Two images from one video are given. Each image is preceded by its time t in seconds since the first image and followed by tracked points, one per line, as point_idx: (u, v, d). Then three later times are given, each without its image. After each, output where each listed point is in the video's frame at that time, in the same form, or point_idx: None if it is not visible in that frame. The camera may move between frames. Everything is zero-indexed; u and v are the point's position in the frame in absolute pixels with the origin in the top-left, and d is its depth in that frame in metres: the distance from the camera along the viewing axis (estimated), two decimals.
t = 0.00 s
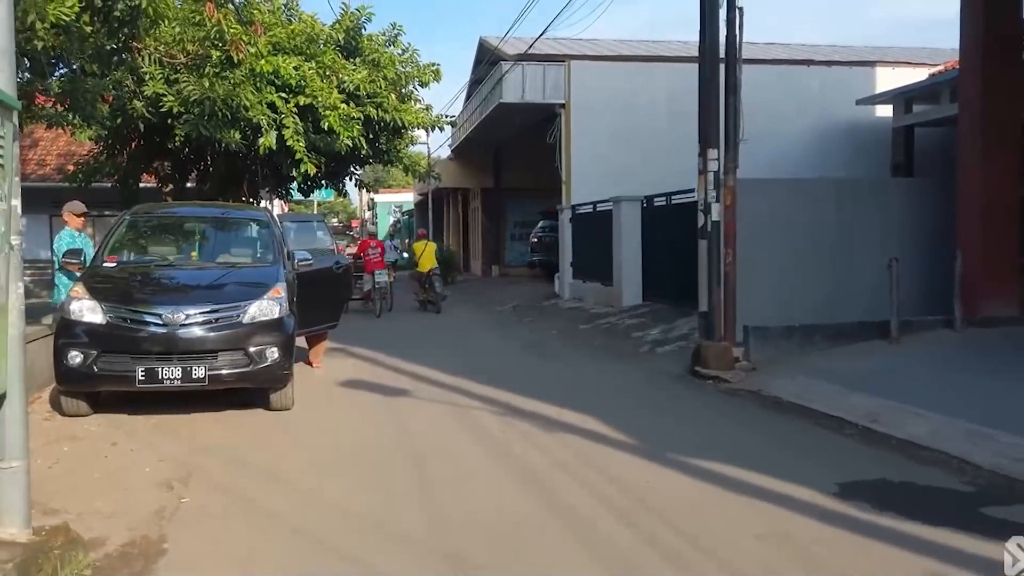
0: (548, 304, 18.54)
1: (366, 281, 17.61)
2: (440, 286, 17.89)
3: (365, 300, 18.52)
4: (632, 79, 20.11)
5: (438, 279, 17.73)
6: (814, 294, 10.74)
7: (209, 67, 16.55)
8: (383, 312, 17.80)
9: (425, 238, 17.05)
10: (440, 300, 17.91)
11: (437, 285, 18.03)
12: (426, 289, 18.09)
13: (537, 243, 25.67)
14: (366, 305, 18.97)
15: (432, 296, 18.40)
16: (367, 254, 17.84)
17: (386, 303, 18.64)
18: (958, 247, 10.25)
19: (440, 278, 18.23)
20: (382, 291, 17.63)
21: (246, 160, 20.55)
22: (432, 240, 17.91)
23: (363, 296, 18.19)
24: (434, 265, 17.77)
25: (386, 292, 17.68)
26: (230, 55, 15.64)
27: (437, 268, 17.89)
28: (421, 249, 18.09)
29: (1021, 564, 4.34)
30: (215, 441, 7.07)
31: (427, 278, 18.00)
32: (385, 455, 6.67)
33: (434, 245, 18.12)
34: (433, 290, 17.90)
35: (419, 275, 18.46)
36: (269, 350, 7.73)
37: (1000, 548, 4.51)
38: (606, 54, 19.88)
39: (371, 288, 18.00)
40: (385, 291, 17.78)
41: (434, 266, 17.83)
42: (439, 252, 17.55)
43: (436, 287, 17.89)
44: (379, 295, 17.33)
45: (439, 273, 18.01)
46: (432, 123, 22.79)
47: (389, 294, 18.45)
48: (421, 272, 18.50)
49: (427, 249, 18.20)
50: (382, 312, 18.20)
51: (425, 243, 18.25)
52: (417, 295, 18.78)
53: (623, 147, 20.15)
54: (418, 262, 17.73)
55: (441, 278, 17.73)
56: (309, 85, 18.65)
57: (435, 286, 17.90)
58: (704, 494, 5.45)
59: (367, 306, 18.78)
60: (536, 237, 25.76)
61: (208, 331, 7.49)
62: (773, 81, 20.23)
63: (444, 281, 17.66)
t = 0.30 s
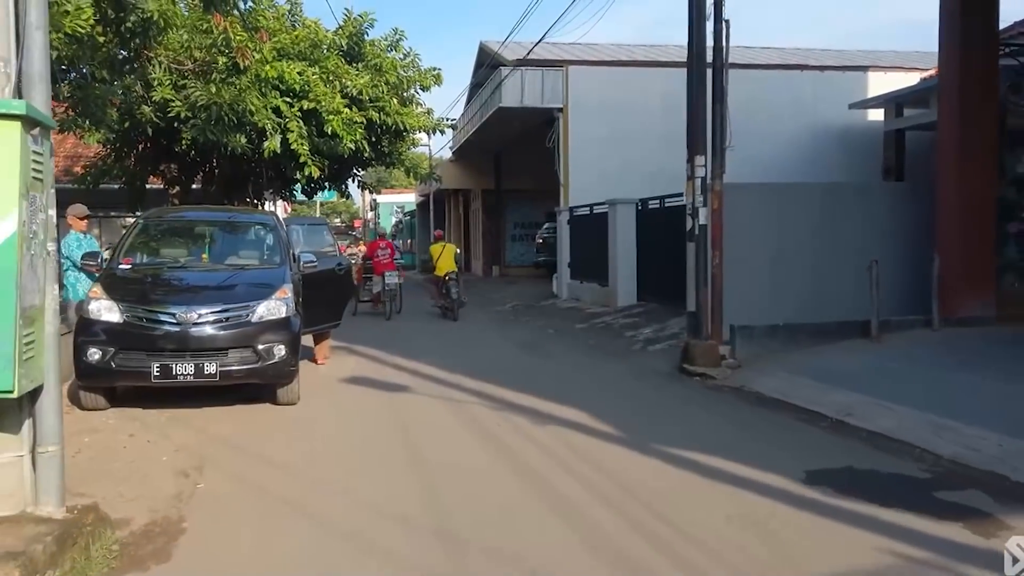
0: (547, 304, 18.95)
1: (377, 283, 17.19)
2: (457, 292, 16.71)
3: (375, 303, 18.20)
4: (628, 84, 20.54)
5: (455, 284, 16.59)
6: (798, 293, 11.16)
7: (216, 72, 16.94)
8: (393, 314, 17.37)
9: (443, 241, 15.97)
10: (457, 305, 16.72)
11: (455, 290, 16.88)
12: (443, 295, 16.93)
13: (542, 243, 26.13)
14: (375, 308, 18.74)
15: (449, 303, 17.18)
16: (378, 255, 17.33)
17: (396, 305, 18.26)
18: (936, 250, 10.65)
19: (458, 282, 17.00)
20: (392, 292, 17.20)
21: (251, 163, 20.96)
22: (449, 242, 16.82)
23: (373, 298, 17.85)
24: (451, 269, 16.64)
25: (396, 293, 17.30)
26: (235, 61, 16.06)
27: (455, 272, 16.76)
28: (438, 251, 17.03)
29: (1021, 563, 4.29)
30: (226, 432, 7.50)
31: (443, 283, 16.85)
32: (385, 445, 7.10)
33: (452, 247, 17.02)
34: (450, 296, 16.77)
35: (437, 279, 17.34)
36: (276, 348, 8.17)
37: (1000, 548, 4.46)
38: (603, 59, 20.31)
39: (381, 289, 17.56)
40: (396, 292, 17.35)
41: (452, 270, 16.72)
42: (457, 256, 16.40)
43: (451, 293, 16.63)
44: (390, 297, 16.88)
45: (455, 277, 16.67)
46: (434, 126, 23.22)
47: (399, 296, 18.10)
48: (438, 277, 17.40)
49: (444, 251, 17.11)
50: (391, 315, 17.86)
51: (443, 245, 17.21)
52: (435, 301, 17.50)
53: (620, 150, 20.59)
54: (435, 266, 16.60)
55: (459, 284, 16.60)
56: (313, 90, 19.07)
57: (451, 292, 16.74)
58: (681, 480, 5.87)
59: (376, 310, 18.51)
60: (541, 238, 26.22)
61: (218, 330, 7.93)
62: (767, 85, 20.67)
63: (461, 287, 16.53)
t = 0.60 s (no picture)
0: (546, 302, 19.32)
1: (384, 282, 16.99)
2: (468, 294, 15.86)
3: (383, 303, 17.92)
4: (626, 86, 20.87)
5: (466, 285, 15.77)
6: (787, 289, 11.50)
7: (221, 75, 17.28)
8: (401, 314, 17.21)
9: (457, 239, 15.27)
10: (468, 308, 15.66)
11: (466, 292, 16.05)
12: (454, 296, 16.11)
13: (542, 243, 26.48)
14: (384, 309, 18.48)
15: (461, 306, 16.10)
16: (387, 255, 17.03)
17: (404, 304, 17.98)
18: (920, 244, 11.00)
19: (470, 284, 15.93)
20: (400, 292, 17.06)
21: (255, 164, 21.32)
22: (462, 240, 16.06)
23: (382, 299, 17.50)
24: (463, 269, 15.86)
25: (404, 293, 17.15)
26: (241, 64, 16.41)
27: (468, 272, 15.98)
28: (451, 250, 16.28)
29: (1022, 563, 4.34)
30: (235, 421, 7.87)
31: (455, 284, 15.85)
32: (386, 433, 7.46)
33: (465, 246, 16.26)
34: (460, 298, 15.95)
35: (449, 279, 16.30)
36: (281, 341, 8.53)
37: (1001, 548, 4.51)
38: (601, 62, 20.66)
39: (390, 289, 17.42)
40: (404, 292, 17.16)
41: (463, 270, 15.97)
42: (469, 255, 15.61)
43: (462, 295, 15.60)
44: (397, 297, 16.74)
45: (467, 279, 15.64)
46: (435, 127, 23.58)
47: (407, 296, 18.06)
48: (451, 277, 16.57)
49: (457, 250, 16.37)
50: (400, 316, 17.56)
51: (456, 244, 16.45)
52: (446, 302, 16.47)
53: (618, 150, 20.94)
54: (446, 265, 15.84)
55: (470, 285, 15.81)
56: (316, 92, 19.44)
57: (461, 293, 15.90)
58: (664, 464, 6.22)
59: (384, 311, 18.28)
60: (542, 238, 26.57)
61: (227, 325, 8.29)
62: (762, 86, 21.02)
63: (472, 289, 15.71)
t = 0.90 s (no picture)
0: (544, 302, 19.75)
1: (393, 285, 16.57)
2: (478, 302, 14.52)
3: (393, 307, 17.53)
4: (623, 91, 21.29)
5: (477, 291, 14.43)
6: (774, 290, 11.90)
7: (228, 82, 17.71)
8: (410, 317, 16.78)
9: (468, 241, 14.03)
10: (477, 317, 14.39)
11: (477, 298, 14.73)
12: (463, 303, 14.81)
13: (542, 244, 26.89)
14: (393, 312, 18.09)
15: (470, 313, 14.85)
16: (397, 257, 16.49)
17: (415, 308, 17.51)
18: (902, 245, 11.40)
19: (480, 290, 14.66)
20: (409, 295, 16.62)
21: (260, 167, 21.76)
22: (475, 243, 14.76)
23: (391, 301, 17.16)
24: (474, 274, 14.54)
25: (413, 296, 16.76)
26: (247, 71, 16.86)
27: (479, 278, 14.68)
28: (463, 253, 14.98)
29: (1020, 563, 4.47)
30: (243, 417, 8.28)
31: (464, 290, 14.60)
32: (385, 427, 7.88)
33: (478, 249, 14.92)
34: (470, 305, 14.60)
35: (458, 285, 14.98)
36: (286, 340, 8.96)
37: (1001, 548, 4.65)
38: (599, 67, 21.07)
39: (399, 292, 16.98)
40: (413, 295, 16.76)
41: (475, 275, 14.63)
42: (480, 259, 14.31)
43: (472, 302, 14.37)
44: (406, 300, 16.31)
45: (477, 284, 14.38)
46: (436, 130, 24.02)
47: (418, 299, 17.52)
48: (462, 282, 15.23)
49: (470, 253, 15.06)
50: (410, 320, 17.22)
51: (469, 246, 15.11)
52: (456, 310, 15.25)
53: (615, 154, 21.35)
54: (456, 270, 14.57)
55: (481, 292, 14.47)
56: (319, 97, 19.88)
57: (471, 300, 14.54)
58: (646, 455, 6.66)
59: (393, 314, 17.90)
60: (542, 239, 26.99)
61: (235, 325, 8.73)
62: (757, 91, 21.42)
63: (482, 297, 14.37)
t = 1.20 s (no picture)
0: (545, 300, 20.09)
1: (404, 284, 16.50)
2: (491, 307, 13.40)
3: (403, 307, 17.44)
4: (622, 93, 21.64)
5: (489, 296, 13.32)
6: (767, 288, 12.25)
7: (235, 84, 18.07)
8: (420, 318, 16.70)
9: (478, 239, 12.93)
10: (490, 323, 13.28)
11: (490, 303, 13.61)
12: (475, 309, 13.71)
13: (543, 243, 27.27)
14: (404, 313, 18.00)
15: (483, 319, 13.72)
16: (406, 257, 16.43)
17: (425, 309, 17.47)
18: (890, 244, 11.73)
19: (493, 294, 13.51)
20: (421, 295, 16.49)
21: (265, 168, 22.13)
22: (487, 243, 13.65)
23: (402, 302, 17.01)
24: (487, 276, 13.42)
25: (424, 297, 16.72)
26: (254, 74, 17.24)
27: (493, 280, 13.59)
28: (475, 254, 13.86)
29: (1021, 564, 4.43)
30: (251, 408, 8.63)
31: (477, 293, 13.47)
32: (387, 417, 8.22)
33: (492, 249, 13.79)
34: (483, 311, 13.49)
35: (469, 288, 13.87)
36: (293, 335, 9.33)
37: (1000, 548, 4.59)
38: (599, 70, 21.42)
39: (410, 292, 16.81)
40: (423, 296, 16.67)
41: (488, 278, 13.52)
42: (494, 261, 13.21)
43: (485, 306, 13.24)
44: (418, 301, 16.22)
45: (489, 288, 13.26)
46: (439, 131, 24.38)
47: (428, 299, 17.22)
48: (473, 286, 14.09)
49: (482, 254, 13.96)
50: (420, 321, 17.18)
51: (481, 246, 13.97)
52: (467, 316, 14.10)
53: (616, 155, 21.71)
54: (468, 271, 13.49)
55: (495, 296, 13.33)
56: (324, 99, 20.26)
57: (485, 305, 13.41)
58: (634, 442, 7.02)
59: (404, 315, 17.77)
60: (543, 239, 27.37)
61: (244, 320, 9.11)
62: (755, 93, 21.75)
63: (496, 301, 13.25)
